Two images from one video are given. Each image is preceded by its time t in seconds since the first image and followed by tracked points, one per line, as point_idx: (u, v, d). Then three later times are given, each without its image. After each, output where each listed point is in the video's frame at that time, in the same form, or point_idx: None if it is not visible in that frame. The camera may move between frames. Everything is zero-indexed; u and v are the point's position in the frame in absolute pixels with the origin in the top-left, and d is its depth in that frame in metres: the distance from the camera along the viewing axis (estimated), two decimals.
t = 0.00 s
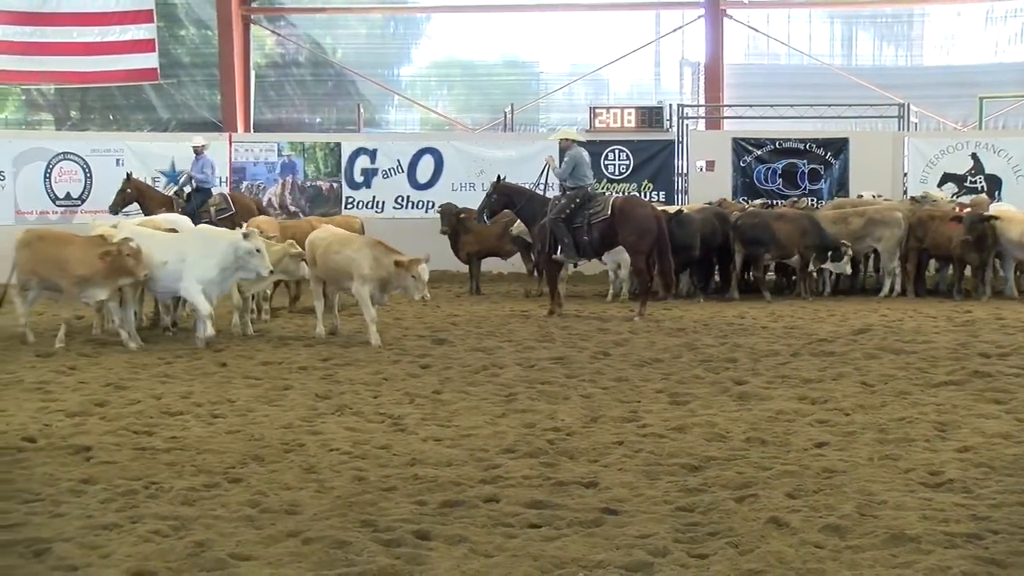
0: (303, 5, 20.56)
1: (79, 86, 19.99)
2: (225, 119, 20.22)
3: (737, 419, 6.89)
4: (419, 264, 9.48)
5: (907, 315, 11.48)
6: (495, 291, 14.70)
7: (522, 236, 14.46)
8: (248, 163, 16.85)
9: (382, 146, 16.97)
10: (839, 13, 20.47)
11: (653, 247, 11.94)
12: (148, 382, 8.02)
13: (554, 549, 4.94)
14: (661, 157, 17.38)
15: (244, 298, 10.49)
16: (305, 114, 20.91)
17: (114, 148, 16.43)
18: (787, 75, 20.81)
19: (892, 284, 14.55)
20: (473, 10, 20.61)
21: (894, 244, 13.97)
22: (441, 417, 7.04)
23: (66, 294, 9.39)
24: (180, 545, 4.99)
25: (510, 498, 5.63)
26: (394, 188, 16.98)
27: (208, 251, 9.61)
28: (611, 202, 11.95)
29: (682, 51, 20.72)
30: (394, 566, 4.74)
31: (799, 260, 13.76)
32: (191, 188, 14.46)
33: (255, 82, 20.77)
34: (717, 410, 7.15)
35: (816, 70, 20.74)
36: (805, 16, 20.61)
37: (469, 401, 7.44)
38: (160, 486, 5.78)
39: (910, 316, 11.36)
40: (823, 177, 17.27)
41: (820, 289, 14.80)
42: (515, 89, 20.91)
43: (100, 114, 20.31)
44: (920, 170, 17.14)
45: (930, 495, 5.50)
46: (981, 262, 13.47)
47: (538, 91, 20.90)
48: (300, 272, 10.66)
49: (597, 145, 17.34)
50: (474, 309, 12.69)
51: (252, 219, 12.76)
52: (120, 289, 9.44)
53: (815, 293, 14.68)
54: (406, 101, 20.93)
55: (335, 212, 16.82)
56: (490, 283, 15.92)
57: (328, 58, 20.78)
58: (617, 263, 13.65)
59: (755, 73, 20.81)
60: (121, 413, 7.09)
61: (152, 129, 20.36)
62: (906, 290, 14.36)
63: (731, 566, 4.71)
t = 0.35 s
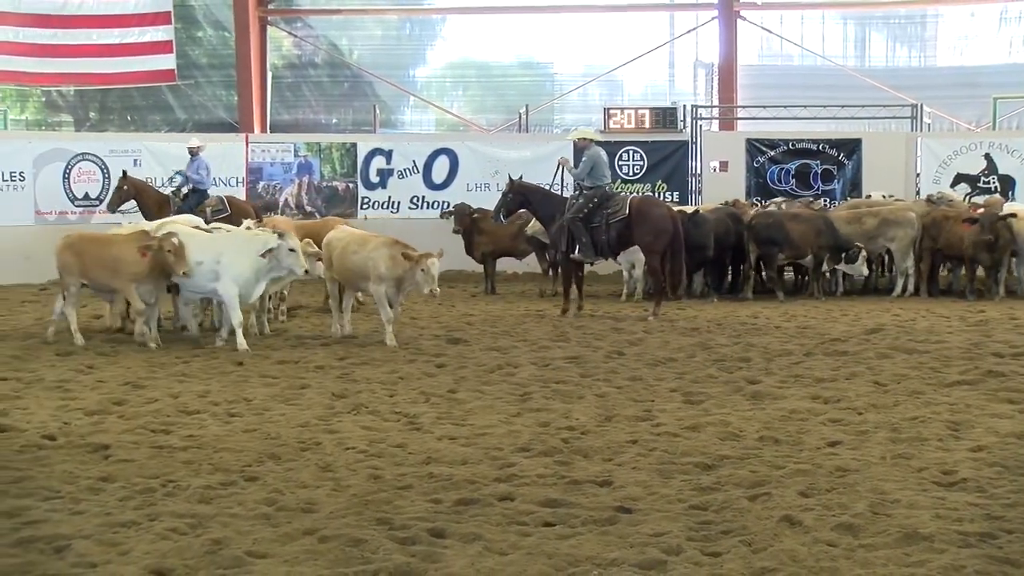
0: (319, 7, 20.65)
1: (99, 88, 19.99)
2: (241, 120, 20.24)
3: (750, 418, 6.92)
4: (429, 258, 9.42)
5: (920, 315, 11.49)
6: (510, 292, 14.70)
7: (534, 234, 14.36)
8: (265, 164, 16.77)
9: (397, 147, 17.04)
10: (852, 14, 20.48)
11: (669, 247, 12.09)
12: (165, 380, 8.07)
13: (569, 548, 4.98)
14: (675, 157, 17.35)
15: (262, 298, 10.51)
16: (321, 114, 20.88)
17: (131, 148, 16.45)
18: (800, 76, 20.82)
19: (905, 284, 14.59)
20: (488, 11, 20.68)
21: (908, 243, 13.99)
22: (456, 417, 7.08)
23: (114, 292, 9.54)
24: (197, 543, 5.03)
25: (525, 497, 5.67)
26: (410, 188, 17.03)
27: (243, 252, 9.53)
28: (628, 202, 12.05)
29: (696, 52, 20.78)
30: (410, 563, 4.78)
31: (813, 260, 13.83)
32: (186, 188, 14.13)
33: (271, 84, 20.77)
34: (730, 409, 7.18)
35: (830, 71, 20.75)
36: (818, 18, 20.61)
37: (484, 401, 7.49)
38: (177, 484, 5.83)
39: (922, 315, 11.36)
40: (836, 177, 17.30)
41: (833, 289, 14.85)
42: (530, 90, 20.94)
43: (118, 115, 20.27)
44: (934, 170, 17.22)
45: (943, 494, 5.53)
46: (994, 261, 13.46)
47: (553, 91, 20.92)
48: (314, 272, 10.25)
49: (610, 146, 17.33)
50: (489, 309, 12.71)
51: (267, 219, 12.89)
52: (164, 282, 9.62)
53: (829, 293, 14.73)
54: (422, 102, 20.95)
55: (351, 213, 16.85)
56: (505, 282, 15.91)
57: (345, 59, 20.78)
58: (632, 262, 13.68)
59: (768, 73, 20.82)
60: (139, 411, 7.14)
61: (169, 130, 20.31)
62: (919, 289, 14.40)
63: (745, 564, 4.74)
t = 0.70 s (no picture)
0: (327, 9, 20.73)
1: (109, 89, 20.04)
2: (250, 121, 20.26)
3: (756, 418, 6.95)
4: (443, 253, 9.57)
5: (925, 315, 11.54)
6: (517, 292, 14.73)
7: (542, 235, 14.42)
8: (273, 164, 16.80)
9: (405, 147, 17.09)
10: (857, 15, 20.56)
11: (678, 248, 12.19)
12: (173, 380, 8.12)
13: (575, 546, 5.01)
14: (681, 158, 17.32)
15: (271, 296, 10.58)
16: (329, 115, 20.88)
17: (140, 149, 16.55)
18: (805, 77, 20.85)
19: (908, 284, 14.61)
20: (494, 13, 20.76)
21: (912, 244, 14.01)
22: (463, 416, 7.12)
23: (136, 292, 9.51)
24: (205, 541, 5.07)
25: (531, 496, 5.70)
26: (417, 189, 17.08)
27: (281, 253, 9.36)
28: (636, 204, 12.17)
29: (701, 54, 20.83)
30: (416, 562, 4.81)
31: (819, 260, 13.89)
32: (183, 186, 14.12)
33: (279, 85, 20.78)
34: (736, 408, 7.21)
35: (834, 72, 20.79)
36: (823, 19, 20.68)
37: (491, 400, 7.52)
38: (185, 483, 5.86)
39: (926, 316, 11.37)
40: (841, 178, 17.35)
41: (837, 289, 14.87)
42: (537, 91, 20.96)
43: (127, 116, 20.29)
44: (938, 171, 17.27)
45: (948, 493, 5.56)
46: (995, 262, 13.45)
47: (559, 93, 20.96)
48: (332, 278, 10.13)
49: (615, 147, 17.31)
50: (495, 309, 12.74)
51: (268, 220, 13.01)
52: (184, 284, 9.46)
53: (832, 293, 14.76)
54: (428, 103, 20.97)
55: (358, 214, 16.90)
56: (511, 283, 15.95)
57: (352, 61, 20.85)
58: (637, 262, 13.71)
59: (773, 75, 20.86)
60: (147, 410, 7.18)
61: (178, 131, 20.30)
62: (922, 289, 14.43)
63: (750, 563, 4.77)
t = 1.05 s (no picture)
0: (327, 10, 20.72)
1: (111, 91, 20.07)
2: (250, 121, 20.33)
3: (754, 417, 6.99)
4: (448, 251, 9.70)
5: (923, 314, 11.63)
6: (517, 292, 14.76)
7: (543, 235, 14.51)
8: (274, 165, 16.83)
9: (405, 148, 17.14)
10: (855, 17, 20.60)
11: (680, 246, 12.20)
12: (175, 379, 8.16)
13: (575, 544, 5.05)
14: (680, 158, 17.32)
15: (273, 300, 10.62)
16: (329, 116, 20.95)
17: (143, 150, 16.53)
18: (803, 79, 20.90)
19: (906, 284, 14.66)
20: (494, 15, 20.80)
21: (909, 244, 14.05)
22: (463, 415, 7.16)
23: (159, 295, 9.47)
24: (207, 540, 5.10)
25: (531, 494, 5.74)
26: (417, 189, 17.12)
27: (321, 257, 9.31)
28: (636, 203, 12.20)
29: (699, 55, 20.88)
30: (417, 560, 4.85)
31: (817, 261, 13.91)
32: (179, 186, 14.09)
33: (280, 86, 20.84)
34: (734, 408, 7.26)
35: (832, 73, 20.82)
36: (820, 21, 20.75)
37: (491, 399, 7.56)
38: (187, 482, 5.90)
39: (924, 316, 11.41)
40: (839, 178, 17.44)
41: (835, 289, 14.92)
42: (536, 93, 20.99)
43: (129, 117, 20.34)
44: (934, 171, 17.31)
45: (945, 491, 5.60)
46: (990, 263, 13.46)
47: (559, 94, 20.98)
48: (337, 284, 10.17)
49: (616, 147, 17.28)
50: (494, 309, 12.78)
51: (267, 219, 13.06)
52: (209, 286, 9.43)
53: (830, 293, 14.81)
54: (429, 104, 21.03)
55: (359, 214, 16.93)
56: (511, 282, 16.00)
57: (353, 62, 20.85)
58: (637, 262, 13.75)
59: (772, 76, 20.90)
60: (149, 409, 7.22)
61: (179, 132, 20.31)
62: (919, 289, 14.48)
63: (748, 561, 4.82)
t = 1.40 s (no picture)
0: (327, 10, 20.73)
1: (112, 91, 20.06)
2: (251, 121, 20.34)
3: (754, 417, 7.00)
4: (449, 252, 9.81)
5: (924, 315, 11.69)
6: (517, 292, 14.76)
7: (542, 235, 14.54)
8: (274, 165, 16.84)
9: (405, 148, 17.14)
10: (855, 17, 20.61)
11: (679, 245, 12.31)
12: (177, 379, 8.17)
13: (575, 545, 5.05)
14: (681, 158, 17.33)
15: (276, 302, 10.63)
16: (330, 117, 20.96)
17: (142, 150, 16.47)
18: (803, 79, 20.92)
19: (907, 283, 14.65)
20: (494, 15, 20.79)
21: (908, 244, 14.05)
22: (463, 415, 7.16)
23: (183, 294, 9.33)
24: (208, 539, 5.11)
25: (531, 494, 5.75)
26: (417, 189, 17.11)
27: (355, 257, 9.19)
28: (636, 202, 12.21)
29: (700, 55, 20.87)
30: (416, 560, 4.85)
31: (817, 261, 13.93)
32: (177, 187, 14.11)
33: (280, 87, 20.85)
34: (734, 408, 7.26)
35: (832, 73, 20.83)
36: (820, 21, 20.76)
37: (490, 399, 7.56)
38: (188, 482, 5.90)
39: (926, 315, 11.41)
40: (839, 178, 17.44)
41: (836, 289, 14.92)
42: (536, 93, 20.98)
43: (129, 117, 20.35)
44: (934, 171, 17.32)
45: (945, 491, 5.61)
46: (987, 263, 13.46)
47: (559, 94, 20.97)
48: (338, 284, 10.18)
49: (616, 147, 17.27)
50: (495, 309, 12.78)
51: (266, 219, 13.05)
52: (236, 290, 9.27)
53: (831, 293, 14.81)
54: (429, 104, 21.03)
55: (359, 214, 16.91)
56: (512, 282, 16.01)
57: (353, 62, 20.85)
58: (637, 262, 13.76)
59: (773, 77, 20.90)
60: (150, 409, 7.23)
61: (180, 131, 20.32)
62: (920, 289, 14.48)
63: (748, 561, 4.82)
